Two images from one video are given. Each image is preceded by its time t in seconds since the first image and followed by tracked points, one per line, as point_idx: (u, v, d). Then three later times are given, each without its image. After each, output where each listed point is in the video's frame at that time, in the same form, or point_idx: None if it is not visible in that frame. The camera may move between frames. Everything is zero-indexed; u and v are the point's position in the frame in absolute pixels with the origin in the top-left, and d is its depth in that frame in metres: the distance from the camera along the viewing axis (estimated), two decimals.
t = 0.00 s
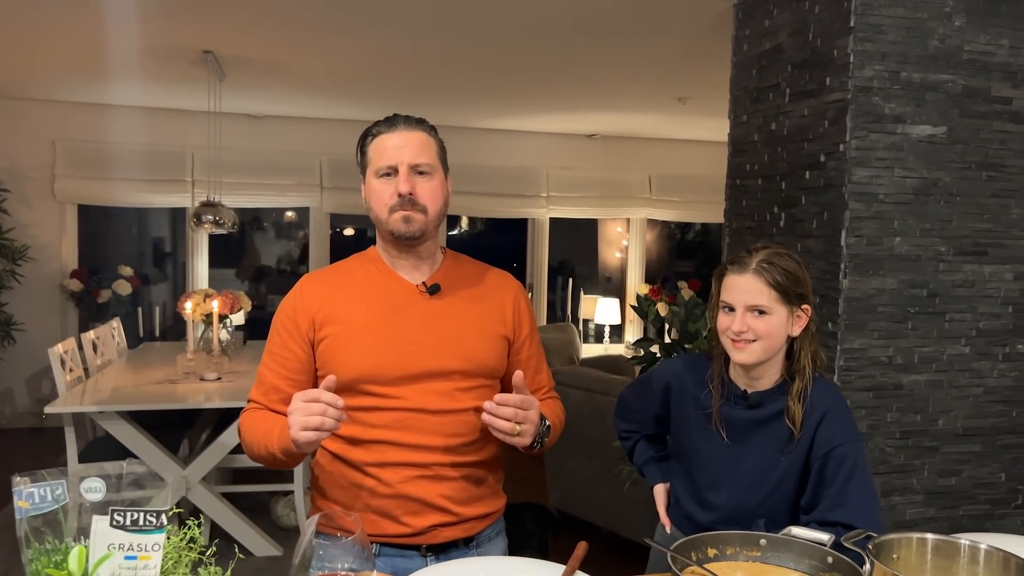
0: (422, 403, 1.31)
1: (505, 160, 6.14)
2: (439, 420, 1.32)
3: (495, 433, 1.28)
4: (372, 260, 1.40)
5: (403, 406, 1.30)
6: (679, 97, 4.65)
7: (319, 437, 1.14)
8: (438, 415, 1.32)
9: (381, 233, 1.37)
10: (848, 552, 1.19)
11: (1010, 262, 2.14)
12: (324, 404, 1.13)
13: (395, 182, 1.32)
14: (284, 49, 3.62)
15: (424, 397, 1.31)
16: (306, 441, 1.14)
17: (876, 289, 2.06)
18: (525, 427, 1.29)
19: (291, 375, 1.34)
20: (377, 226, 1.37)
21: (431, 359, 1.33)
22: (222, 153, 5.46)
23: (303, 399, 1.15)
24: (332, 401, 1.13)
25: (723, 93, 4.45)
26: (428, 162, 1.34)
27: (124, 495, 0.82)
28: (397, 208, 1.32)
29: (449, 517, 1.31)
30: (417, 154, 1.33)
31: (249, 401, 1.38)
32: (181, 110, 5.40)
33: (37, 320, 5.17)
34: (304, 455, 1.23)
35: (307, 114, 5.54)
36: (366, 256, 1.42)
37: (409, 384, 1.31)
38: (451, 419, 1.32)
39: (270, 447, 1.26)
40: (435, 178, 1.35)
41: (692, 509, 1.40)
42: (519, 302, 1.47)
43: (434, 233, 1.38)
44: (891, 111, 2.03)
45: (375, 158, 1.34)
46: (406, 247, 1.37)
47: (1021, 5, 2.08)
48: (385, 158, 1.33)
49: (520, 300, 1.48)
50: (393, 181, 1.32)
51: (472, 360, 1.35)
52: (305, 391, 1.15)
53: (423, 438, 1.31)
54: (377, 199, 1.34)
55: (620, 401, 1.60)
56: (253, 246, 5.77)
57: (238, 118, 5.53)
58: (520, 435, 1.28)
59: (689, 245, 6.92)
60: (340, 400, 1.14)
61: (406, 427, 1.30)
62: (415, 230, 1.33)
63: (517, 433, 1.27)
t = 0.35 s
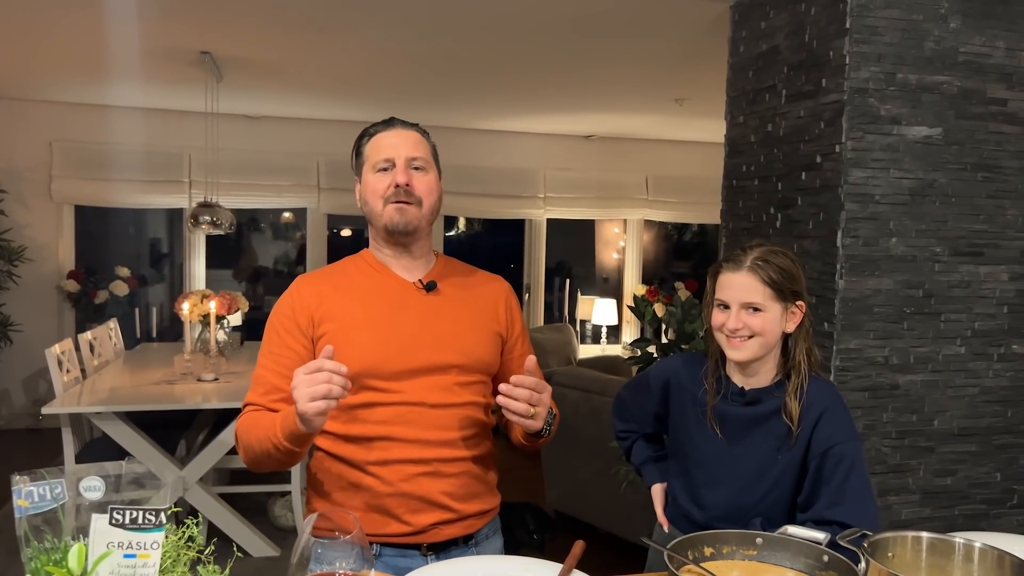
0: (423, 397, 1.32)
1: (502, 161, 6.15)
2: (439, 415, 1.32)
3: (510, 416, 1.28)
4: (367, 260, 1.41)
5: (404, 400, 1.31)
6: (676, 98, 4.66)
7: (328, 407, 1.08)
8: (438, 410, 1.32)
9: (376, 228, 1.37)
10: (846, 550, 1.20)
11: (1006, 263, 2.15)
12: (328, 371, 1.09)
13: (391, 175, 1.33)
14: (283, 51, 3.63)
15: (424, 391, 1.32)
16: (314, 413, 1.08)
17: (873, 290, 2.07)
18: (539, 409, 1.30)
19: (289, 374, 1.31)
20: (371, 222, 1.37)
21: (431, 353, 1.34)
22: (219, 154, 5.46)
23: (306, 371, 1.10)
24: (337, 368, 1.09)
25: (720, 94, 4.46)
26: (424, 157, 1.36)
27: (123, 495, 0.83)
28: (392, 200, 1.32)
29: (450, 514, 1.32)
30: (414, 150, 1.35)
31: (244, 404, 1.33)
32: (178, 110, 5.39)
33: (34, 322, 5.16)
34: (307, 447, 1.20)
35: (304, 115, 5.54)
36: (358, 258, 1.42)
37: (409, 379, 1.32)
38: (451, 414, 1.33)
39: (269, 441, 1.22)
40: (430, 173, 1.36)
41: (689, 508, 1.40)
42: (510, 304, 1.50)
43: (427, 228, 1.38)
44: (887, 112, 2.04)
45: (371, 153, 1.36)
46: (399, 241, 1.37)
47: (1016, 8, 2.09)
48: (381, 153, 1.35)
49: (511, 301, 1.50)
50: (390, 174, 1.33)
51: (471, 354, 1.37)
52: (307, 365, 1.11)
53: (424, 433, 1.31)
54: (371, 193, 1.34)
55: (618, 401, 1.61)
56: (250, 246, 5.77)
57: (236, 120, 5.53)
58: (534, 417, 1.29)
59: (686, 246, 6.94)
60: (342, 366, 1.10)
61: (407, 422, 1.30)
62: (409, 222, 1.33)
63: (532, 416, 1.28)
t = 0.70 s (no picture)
0: (421, 396, 1.32)
1: (501, 162, 6.16)
2: (437, 414, 1.32)
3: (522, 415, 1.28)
4: (361, 259, 1.40)
5: (402, 399, 1.31)
6: (674, 100, 4.67)
7: (330, 406, 1.07)
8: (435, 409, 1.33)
9: (378, 220, 1.37)
10: (844, 552, 1.20)
11: (1003, 264, 2.15)
12: (330, 371, 1.08)
13: (400, 167, 1.34)
14: (282, 53, 3.64)
15: (422, 390, 1.32)
16: (316, 413, 1.07)
17: (871, 292, 2.07)
18: (548, 408, 1.31)
19: (284, 374, 1.30)
20: (375, 216, 1.37)
21: (429, 352, 1.34)
22: (218, 156, 5.46)
23: (306, 371, 1.09)
24: (338, 368, 1.08)
25: (718, 96, 4.47)
26: (432, 154, 1.38)
27: (122, 497, 0.83)
28: (400, 189, 1.33)
29: (447, 514, 1.32)
30: (422, 147, 1.38)
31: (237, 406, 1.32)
32: (177, 113, 5.39)
33: (32, 324, 5.16)
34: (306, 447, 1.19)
35: (302, 117, 5.54)
36: (354, 258, 1.42)
37: (407, 378, 1.32)
38: (448, 412, 1.34)
39: (267, 442, 1.20)
40: (437, 170, 1.38)
41: (689, 510, 1.40)
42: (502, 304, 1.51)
43: (430, 224, 1.39)
44: (885, 114, 2.04)
45: (379, 148, 1.37)
46: (402, 234, 1.37)
47: (1012, 10, 2.10)
48: (390, 147, 1.36)
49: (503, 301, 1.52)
50: (399, 166, 1.35)
51: (467, 353, 1.38)
52: (307, 364, 1.10)
53: (422, 433, 1.31)
54: (377, 184, 1.34)
55: (619, 402, 1.61)
56: (249, 248, 5.76)
57: (234, 121, 5.53)
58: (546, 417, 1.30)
59: (684, 248, 6.95)
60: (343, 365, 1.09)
61: (405, 422, 1.30)
62: (416, 214, 1.34)
63: (543, 415, 1.29)
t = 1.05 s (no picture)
0: (420, 392, 1.32)
1: (504, 163, 6.15)
2: (435, 411, 1.33)
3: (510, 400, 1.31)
4: (354, 247, 1.36)
5: (401, 396, 1.30)
6: (677, 100, 4.66)
7: (359, 406, 1.07)
8: (434, 405, 1.33)
9: (399, 216, 1.33)
10: (846, 553, 1.20)
11: (1007, 264, 2.14)
12: (356, 369, 1.07)
13: (445, 179, 1.33)
14: (284, 54, 3.64)
15: (420, 386, 1.32)
16: (345, 414, 1.06)
17: (874, 292, 2.07)
18: (535, 392, 1.33)
19: (278, 367, 1.26)
20: (402, 213, 1.32)
21: (426, 347, 1.33)
22: (221, 156, 5.47)
23: (330, 371, 1.06)
24: (367, 368, 1.07)
25: (722, 96, 4.46)
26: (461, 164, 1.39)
27: (120, 497, 0.83)
28: (440, 203, 1.33)
29: (441, 512, 1.33)
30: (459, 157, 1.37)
31: (225, 400, 1.26)
32: (180, 113, 5.40)
33: (36, 324, 5.18)
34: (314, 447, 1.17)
35: (305, 118, 5.55)
36: (347, 245, 1.37)
37: (406, 373, 1.31)
38: (445, 409, 1.35)
39: (272, 441, 1.17)
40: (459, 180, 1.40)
41: (693, 508, 1.40)
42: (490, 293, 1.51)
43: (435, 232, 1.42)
44: (888, 114, 2.03)
45: (429, 146, 1.32)
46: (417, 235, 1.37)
47: (1016, 9, 2.09)
48: (442, 153, 1.32)
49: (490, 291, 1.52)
50: (445, 178, 1.33)
51: (461, 347, 1.38)
52: (331, 363, 1.07)
53: (420, 429, 1.31)
54: (420, 189, 1.31)
55: (633, 400, 1.62)
56: (252, 249, 5.77)
57: (238, 122, 5.54)
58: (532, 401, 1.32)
59: (688, 248, 6.94)
60: (371, 364, 1.08)
61: (404, 420, 1.30)
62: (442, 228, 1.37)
63: (528, 400, 1.31)
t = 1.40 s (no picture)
0: (399, 401, 1.27)
1: (507, 163, 6.15)
2: (410, 418, 1.29)
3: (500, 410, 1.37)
4: (322, 246, 1.26)
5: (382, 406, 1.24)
6: (681, 100, 4.65)
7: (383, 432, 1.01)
8: (409, 414, 1.29)
9: (376, 216, 1.25)
10: (850, 553, 1.19)
11: (1012, 264, 2.14)
12: (381, 394, 1.01)
13: (427, 182, 1.27)
14: (286, 54, 3.64)
15: (398, 395, 1.27)
16: (370, 441, 1.00)
17: (878, 291, 2.06)
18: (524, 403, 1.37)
19: (252, 380, 1.14)
20: (379, 213, 1.25)
21: (404, 353, 1.28)
22: (225, 156, 5.48)
23: (354, 397, 1.00)
24: (389, 391, 1.02)
25: (726, 96, 4.45)
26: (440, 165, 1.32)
27: (122, 496, 0.83)
28: (419, 207, 1.27)
29: (416, 519, 1.32)
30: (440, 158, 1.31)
31: (186, 419, 1.12)
32: (184, 114, 5.41)
33: (41, 324, 5.19)
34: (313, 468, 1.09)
35: (309, 118, 5.55)
36: (310, 242, 1.26)
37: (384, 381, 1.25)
38: (418, 416, 1.31)
39: (266, 463, 1.07)
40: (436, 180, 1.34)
41: (694, 507, 1.40)
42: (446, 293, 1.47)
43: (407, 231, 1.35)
44: (892, 112, 2.03)
45: (414, 146, 1.24)
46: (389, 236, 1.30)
47: (1021, 7, 2.08)
48: (428, 155, 1.25)
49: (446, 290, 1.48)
50: (426, 179, 1.26)
51: (433, 352, 1.34)
52: (353, 389, 1.00)
53: (398, 438, 1.27)
54: (402, 191, 1.24)
55: (636, 399, 1.61)
56: (255, 249, 5.77)
57: (241, 122, 5.54)
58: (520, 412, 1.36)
59: (691, 248, 6.93)
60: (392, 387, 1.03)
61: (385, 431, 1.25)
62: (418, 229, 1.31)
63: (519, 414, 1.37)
